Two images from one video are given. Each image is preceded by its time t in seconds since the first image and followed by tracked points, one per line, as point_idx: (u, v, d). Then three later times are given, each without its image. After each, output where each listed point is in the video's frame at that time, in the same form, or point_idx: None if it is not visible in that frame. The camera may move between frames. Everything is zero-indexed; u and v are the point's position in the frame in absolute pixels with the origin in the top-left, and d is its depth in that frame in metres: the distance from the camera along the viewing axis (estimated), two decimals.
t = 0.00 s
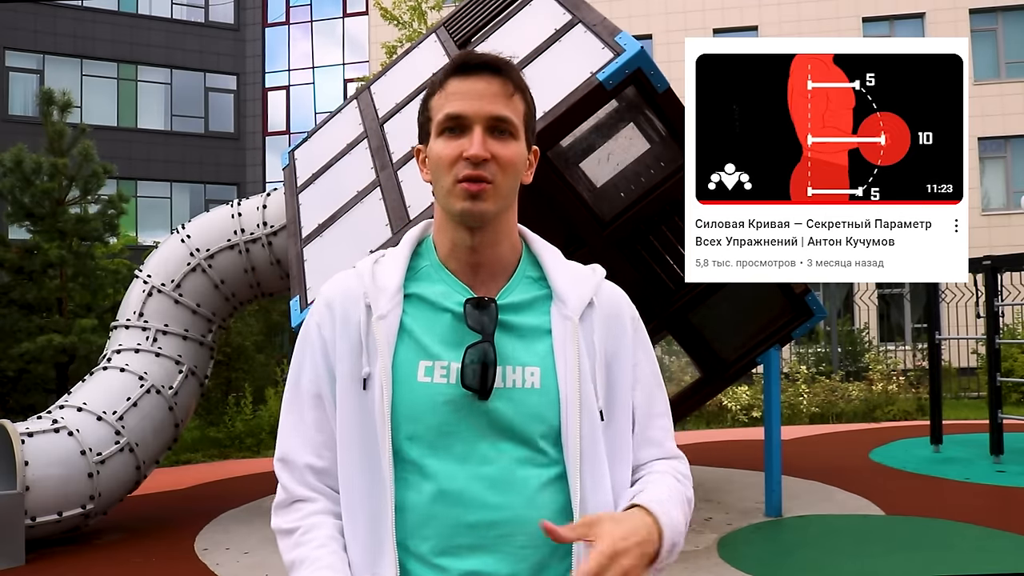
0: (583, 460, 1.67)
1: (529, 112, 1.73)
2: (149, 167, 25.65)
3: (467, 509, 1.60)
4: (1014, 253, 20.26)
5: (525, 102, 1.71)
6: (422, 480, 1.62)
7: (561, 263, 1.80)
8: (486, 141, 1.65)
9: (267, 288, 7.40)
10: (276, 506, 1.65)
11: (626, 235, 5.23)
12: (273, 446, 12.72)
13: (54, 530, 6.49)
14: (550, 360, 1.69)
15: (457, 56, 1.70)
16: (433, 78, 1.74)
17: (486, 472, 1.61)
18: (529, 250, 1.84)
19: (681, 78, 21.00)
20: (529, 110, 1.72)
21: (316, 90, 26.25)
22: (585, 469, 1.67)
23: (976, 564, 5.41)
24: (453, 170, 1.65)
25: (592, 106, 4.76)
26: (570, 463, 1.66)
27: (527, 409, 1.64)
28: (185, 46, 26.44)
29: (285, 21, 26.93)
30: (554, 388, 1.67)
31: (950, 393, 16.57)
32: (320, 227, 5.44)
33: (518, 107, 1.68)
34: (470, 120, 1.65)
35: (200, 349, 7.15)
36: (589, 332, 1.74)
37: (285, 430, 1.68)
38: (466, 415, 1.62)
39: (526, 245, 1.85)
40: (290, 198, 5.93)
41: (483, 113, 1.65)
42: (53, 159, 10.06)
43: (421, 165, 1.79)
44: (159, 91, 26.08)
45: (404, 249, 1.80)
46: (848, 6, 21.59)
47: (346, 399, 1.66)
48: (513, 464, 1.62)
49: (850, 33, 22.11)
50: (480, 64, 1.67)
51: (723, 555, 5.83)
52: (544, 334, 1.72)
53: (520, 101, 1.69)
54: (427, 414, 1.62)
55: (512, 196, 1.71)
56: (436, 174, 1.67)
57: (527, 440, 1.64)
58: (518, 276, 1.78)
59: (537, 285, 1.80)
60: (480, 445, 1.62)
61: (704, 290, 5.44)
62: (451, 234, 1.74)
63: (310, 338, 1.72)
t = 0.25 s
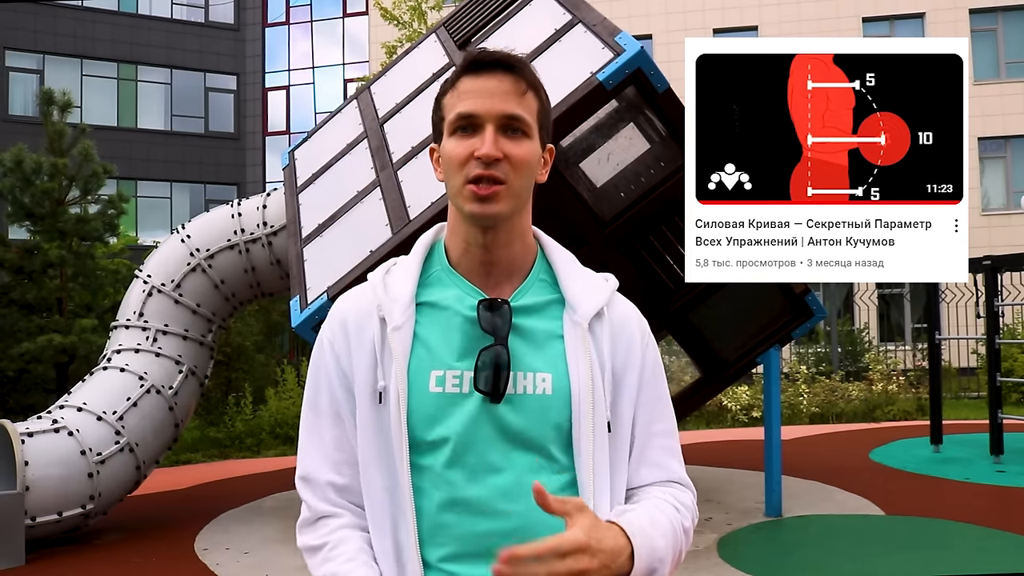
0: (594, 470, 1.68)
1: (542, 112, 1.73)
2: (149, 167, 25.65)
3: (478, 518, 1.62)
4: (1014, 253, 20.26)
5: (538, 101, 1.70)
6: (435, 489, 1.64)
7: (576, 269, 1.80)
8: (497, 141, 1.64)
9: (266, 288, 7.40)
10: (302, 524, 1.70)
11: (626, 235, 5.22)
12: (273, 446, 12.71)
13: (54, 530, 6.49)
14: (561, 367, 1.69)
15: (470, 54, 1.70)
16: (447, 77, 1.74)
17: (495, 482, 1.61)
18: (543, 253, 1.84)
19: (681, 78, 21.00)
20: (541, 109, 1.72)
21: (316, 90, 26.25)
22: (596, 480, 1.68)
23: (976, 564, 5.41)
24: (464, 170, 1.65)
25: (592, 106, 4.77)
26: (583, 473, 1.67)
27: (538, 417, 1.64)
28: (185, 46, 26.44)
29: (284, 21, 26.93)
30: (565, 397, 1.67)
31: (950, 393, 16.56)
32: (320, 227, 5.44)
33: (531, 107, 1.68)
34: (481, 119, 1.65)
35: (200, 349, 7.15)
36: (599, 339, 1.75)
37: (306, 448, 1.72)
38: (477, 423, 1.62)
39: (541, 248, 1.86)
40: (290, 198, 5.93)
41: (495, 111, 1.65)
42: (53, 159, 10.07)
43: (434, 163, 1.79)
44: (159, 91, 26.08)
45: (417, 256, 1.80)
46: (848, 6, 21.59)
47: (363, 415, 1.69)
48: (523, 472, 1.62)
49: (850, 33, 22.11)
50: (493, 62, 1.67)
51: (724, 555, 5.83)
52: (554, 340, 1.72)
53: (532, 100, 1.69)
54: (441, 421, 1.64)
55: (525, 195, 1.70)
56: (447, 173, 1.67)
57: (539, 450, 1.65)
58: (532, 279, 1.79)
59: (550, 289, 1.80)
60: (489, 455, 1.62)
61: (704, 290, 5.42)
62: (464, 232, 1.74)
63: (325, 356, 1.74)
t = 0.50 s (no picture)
0: (604, 472, 1.68)
1: (551, 110, 1.72)
2: (149, 167, 25.65)
3: (488, 520, 1.63)
4: (1014, 253, 20.27)
5: (548, 99, 1.70)
6: (444, 491, 1.65)
7: (585, 270, 1.81)
8: (506, 140, 1.64)
9: (267, 288, 7.39)
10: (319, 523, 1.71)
11: (626, 235, 5.22)
12: (273, 446, 12.71)
13: (54, 530, 6.49)
14: (569, 368, 1.69)
15: (480, 52, 1.70)
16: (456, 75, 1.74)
17: (503, 485, 1.62)
18: (552, 252, 1.85)
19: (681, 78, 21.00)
20: (550, 107, 1.71)
21: (316, 90, 26.25)
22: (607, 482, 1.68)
23: (976, 564, 5.41)
24: (471, 169, 1.64)
25: (592, 106, 4.77)
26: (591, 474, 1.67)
27: (546, 418, 1.65)
28: (184, 46, 26.44)
29: (284, 21, 26.92)
30: (574, 399, 1.67)
31: (950, 393, 16.57)
32: (320, 227, 5.44)
33: (541, 106, 1.68)
34: (490, 118, 1.65)
35: (200, 349, 7.15)
36: (608, 339, 1.75)
37: (319, 450, 1.74)
38: (485, 425, 1.63)
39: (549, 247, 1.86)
40: (290, 198, 5.93)
41: (504, 110, 1.64)
42: (53, 159, 10.06)
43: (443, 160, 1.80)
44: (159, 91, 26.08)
45: (424, 257, 1.81)
46: (848, 6, 21.59)
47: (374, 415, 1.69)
48: (532, 474, 1.63)
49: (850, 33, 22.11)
50: (503, 60, 1.67)
51: (724, 555, 5.83)
52: (562, 339, 1.73)
53: (542, 99, 1.69)
54: (449, 423, 1.65)
55: (534, 195, 1.70)
56: (455, 172, 1.67)
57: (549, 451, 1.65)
58: (541, 278, 1.79)
59: (560, 289, 1.81)
60: (497, 458, 1.63)
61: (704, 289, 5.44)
62: (471, 232, 1.75)
63: (335, 361, 1.76)
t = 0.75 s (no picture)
0: (616, 472, 1.67)
1: (568, 118, 1.73)
2: (149, 167, 25.65)
3: (496, 520, 1.62)
4: (1014, 253, 20.26)
5: (565, 108, 1.71)
6: (451, 489, 1.64)
7: (594, 269, 1.81)
8: (522, 149, 1.65)
9: (266, 288, 7.39)
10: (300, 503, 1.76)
11: (626, 234, 5.20)
12: (273, 446, 12.70)
13: (54, 530, 6.49)
14: (581, 366, 1.69)
15: (499, 56, 1.70)
16: (471, 79, 1.74)
17: (512, 484, 1.62)
18: (563, 255, 1.86)
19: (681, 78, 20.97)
20: (567, 116, 1.72)
21: (316, 90, 26.24)
22: (617, 482, 1.66)
23: (976, 564, 5.41)
24: (486, 177, 1.66)
25: (592, 106, 4.79)
26: (601, 473, 1.66)
27: (556, 416, 1.64)
28: (185, 46, 26.43)
29: (284, 21, 26.90)
30: (585, 398, 1.67)
31: (950, 393, 16.57)
32: (320, 227, 5.44)
33: (558, 115, 1.68)
34: (507, 126, 1.66)
35: (200, 349, 7.15)
36: (621, 339, 1.75)
37: (318, 439, 1.78)
38: (495, 423, 1.63)
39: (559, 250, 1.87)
40: (290, 198, 5.92)
41: (520, 119, 1.65)
42: (53, 159, 10.06)
43: (455, 162, 1.80)
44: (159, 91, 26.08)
45: (432, 259, 1.83)
46: (849, 6, 21.57)
47: (377, 412, 1.72)
48: (540, 474, 1.63)
49: (851, 33, 22.09)
50: (522, 67, 1.67)
51: (724, 555, 5.82)
52: (574, 338, 1.73)
53: (560, 108, 1.69)
54: (458, 421, 1.65)
55: (546, 202, 1.71)
56: (469, 177, 1.68)
57: (558, 450, 1.64)
58: (552, 278, 1.79)
59: (570, 289, 1.81)
60: (506, 455, 1.63)
61: (704, 289, 5.40)
62: (482, 234, 1.75)
63: (341, 356, 1.79)
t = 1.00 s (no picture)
0: (623, 472, 1.67)
1: (577, 123, 1.73)
2: (149, 167, 25.65)
3: (503, 520, 1.62)
4: (1014, 253, 20.25)
5: (576, 114, 1.71)
6: (457, 489, 1.65)
7: (602, 272, 1.81)
8: (531, 154, 1.65)
9: (267, 288, 7.39)
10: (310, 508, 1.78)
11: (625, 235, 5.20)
12: (273, 446, 12.70)
13: (54, 530, 6.49)
14: (588, 368, 1.70)
15: (509, 60, 1.70)
16: (480, 82, 1.74)
17: (519, 484, 1.62)
18: (571, 257, 1.86)
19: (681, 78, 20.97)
20: (576, 121, 1.73)
21: (316, 90, 26.24)
22: (623, 483, 1.67)
23: (976, 564, 5.42)
24: (494, 182, 1.66)
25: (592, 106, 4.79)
26: (608, 474, 1.66)
27: (562, 417, 1.64)
28: (184, 46, 26.43)
29: (284, 21, 26.89)
30: (592, 399, 1.67)
31: (950, 393, 16.57)
32: (320, 227, 5.44)
33: (567, 120, 1.69)
34: (516, 130, 1.66)
35: (200, 349, 7.15)
36: (629, 340, 1.75)
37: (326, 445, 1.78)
38: (502, 423, 1.63)
39: (567, 252, 1.88)
40: (290, 198, 5.92)
41: (530, 124, 1.65)
42: (53, 159, 10.05)
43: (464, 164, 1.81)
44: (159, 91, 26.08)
45: (439, 261, 1.84)
46: (849, 6, 21.57)
47: (383, 413, 1.72)
48: (547, 474, 1.63)
49: (851, 33, 22.09)
50: (533, 72, 1.67)
51: (724, 555, 5.83)
52: (581, 340, 1.73)
53: (570, 113, 1.70)
54: (465, 421, 1.66)
55: (554, 207, 1.72)
56: (477, 181, 1.69)
57: (565, 450, 1.65)
58: (559, 281, 1.80)
59: (577, 291, 1.82)
60: (514, 455, 1.63)
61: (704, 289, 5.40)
62: (489, 237, 1.76)
63: (348, 358, 1.79)
